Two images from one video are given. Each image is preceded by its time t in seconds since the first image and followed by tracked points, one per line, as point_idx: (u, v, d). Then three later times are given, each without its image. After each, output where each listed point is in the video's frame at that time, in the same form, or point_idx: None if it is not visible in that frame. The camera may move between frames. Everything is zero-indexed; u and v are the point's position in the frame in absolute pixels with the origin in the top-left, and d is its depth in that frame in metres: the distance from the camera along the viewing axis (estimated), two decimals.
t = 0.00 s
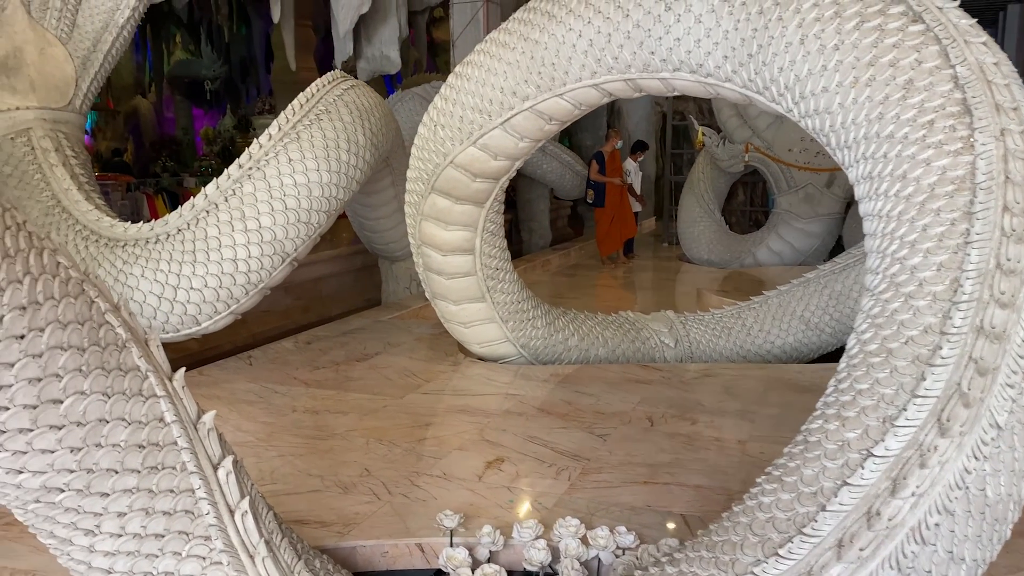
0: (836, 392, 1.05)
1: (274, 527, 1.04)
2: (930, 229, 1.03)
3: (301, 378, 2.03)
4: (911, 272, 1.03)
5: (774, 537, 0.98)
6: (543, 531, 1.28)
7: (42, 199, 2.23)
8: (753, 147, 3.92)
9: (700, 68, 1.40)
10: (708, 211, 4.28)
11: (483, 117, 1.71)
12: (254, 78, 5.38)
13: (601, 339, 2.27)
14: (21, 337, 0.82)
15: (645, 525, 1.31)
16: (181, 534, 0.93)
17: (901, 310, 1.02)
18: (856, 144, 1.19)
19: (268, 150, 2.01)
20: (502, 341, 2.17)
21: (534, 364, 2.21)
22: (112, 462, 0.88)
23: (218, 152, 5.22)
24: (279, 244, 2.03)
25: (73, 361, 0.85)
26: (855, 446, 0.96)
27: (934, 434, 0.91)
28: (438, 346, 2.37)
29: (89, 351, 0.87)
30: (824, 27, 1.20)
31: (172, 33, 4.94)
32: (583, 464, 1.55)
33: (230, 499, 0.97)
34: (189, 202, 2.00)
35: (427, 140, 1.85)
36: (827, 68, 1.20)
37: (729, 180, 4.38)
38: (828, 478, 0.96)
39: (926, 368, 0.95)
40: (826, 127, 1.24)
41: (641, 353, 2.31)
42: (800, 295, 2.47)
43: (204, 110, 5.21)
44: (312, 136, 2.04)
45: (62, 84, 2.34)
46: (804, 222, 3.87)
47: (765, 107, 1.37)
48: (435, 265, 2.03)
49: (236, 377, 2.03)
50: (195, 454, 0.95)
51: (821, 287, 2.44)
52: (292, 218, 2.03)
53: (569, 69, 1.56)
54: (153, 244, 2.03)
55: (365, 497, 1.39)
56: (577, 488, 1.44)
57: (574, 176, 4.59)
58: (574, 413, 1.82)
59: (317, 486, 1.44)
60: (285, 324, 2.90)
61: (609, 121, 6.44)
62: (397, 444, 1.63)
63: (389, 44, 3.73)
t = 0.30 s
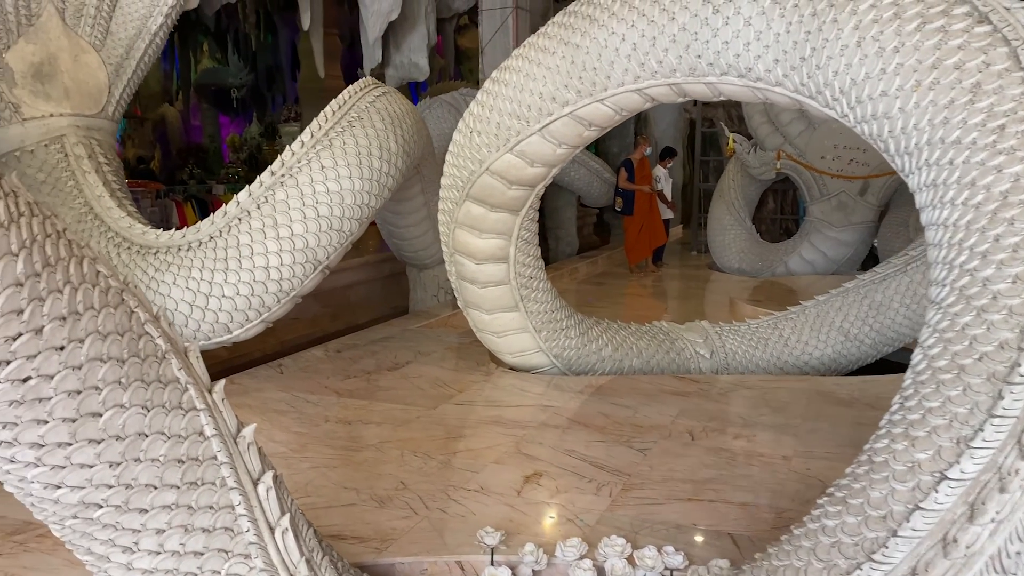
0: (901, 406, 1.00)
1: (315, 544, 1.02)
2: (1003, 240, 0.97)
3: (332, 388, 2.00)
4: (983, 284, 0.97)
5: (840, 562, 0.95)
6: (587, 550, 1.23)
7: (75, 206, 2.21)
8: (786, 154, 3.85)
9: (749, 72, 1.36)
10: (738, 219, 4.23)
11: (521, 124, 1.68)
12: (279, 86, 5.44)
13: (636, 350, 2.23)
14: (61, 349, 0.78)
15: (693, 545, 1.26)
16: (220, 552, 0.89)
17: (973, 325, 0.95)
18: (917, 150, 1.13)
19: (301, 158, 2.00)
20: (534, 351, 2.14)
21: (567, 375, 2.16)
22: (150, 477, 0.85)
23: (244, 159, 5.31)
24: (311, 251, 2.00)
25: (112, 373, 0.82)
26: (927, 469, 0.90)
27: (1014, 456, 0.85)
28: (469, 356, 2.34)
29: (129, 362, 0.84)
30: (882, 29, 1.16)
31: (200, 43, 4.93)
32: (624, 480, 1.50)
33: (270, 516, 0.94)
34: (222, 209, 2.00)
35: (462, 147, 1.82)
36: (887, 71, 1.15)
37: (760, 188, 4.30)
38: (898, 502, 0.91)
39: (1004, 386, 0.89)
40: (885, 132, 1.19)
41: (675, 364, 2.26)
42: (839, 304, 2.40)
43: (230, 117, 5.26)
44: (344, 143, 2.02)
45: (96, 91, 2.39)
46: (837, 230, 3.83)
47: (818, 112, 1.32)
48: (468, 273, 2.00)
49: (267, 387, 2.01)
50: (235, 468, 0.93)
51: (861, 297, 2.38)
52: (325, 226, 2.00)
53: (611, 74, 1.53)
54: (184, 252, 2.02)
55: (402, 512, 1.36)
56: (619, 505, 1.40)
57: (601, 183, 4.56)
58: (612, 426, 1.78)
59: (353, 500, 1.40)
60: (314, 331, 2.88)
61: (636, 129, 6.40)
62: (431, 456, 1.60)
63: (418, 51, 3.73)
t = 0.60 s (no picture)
0: (970, 420, 0.95)
1: (350, 562, 0.99)
2: None
3: (361, 395, 1.97)
4: None
5: None
6: (628, 569, 1.18)
7: (104, 211, 2.20)
8: (818, 159, 3.76)
9: (798, 72, 1.31)
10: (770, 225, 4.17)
11: (557, 127, 1.64)
12: (305, 91, 5.41)
13: (670, 359, 2.17)
14: (91, 358, 0.74)
15: (739, 565, 1.20)
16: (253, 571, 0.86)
17: None
18: (982, 153, 1.07)
19: (330, 162, 1.97)
20: (565, 360, 2.09)
21: (600, 384, 2.12)
22: (182, 492, 0.81)
23: (270, 164, 5.33)
24: (341, 257, 1.97)
25: (143, 385, 0.78)
26: (1004, 493, 0.83)
27: None
28: (498, 364, 2.29)
29: (160, 373, 0.80)
30: (943, 26, 1.10)
31: (225, 49, 4.98)
32: (663, 495, 1.45)
33: (304, 533, 0.91)
34: (251, 214, 1.97)
35: (495, 150, 1.79)
36: (948, 70, 1.09)
37: (791, 194, 4.24)
38: (972, 529, 0.85)
39: None
40: (946, 135, 1.12)
41: (710, 374, 2.20)
42: (879, 313, 2.32)
43: (256, 123, 5.31)
44: (374, 148, 1.99)
45: (125, 95, 2.39)
46: (871, 236, 3.75)
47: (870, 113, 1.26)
48: (500, 279, 1.97)
49: (296, 394, 1.98)
50: (269, 483, 0.89)
51: (901, 305, 2.30)
52: (354, 231, 1.97)
53: (651, 75, 1.48)
54: (213, 257, 2.00)
55: (436, 526, 1.31)
56: (660, 521, 1.34)
57: (629, 188, 4.51)
58: (648, 438, 1.72)
59: (385, 513, 1.37)
60: (340, 338, 2.86)
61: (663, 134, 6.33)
62: (464, 468, 1.55)
63: (445, 55, 3.70)
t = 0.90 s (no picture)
0: None
1: None
2: None
3: (385, 406, 1.93)
4: None
5: None
6: None
7: (127, 216, 2.19)
8: (849, 163, 3.71)
9: (845, 75, 1.24)
10: (800, 230, 4.11)
11: (588, 132, 1.59)
12: (329, 96, 5.34)
13: (701, 370, 2.11)
14: (104, 379, 0.69)
15: None
16: None
17: None
18: None
19: (355, 168, 1.93)
20: (594, 370, 2.04)
21: (629, 397, 2.06)
22: (199, 519, 0.76)
23: (294, 169, 5.34)
24: (365, 265, 1.93)
25: (159, 407, 0.73)
26: None
27: None
28: (525, 374, 2.24)
29: (177, 394, 0.76)
30: (1005, 25, 1.03)
31: (251, 54, 5.02)
32: (700, 516, 1.38)
33: (328, 561, 0.87)
34: (274, 221, 1.94)
35: (523, 156, 1.74)
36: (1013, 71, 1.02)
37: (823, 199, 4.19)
38: None
39: None
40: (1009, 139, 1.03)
41: (743, 386, 2.14)
42: (919, 323, 2.22)
43: (281, 127, 5.30)
44: (399, 153, 1.95)
45: (150, 100, 2.37)
46: (905, 242, 3.64)
47: (923, 117, 1.19)
48: (527, 288, 1.92)
49: (320, 405, 1.94)
50: (291, 508, 0.85)
51: (943, 316, 2.20)
52: (379, 238, 1.93)
53: (689, 78, 1.42)
54: (237, 264, 1.97)
55: (463, 547, 1.27)
56: (697, 545, 1.28)
57: (656, 194, 4.45)
58: (682, 454, 1.66)
59: (410, 532, 1.32)
60: (364, 344, 2.83)
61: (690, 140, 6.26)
62: (491, 485, 1.50)
63: (470, 60, 3.67)
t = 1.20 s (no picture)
0: None
1: None
2: None
3: (410, 410, 1.90)
4: None
5: None
6: None
7: (151, 217, 2.17)
8: (881, 164, 3.62)
9: (892, 68, 1.17)
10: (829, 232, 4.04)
11: (620, 129, 1.54)
12: (354, 99, 5.44)
13: (733, 375, 2.06)
14: (122, 385, 0.66)
15: None
16: None
17: None
18: None
19: (380, 168, 1.90)
20: (622, 375, 1.99)
21: (659, 402, 2.01)
22: (220, 532, 0.73)
23: (318, 170, 5.35)
24: (390, 266, 1.90)
25: (179, 414, 0.70)
26: None
27: None
28: (552, 378, 2.20)
29: (198, 401, 0.72)
30: None
31: (276, 57, 4.94)
32: (738, 528, 1.33)
33: None
34: (299, 221, 1.91)
35: (551, 156, 1.70)
36: None
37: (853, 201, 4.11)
38: None
39: None
40: None
41: (776, 392, 2.08)
42: (958, 328, 2.13)
43: (305, 130, 5.32)
44: (425, 153, 1.92)
45: (174, 99, 2.36)
46: (938, 245, 3.55)
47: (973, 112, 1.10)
48: (555, 291, 1.87)
49: (343, 408, 1.91)
50: (316, 520, 0.81)
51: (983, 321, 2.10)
52: (404, 239, 1.90)
53: (726, 73, 1.37)
54: (261, 265, 1.95)
55: (492, 559, 1.22)
56: (734, 559, 1.23)
57: (682, 195, 4.39)
58: (716, 463, 1.60)
59: (436, 541, 1.28)
60: (388, 347, 2.81)
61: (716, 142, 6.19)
62: (520, 493, 1.46)
63: (495, 60, 3.64)
